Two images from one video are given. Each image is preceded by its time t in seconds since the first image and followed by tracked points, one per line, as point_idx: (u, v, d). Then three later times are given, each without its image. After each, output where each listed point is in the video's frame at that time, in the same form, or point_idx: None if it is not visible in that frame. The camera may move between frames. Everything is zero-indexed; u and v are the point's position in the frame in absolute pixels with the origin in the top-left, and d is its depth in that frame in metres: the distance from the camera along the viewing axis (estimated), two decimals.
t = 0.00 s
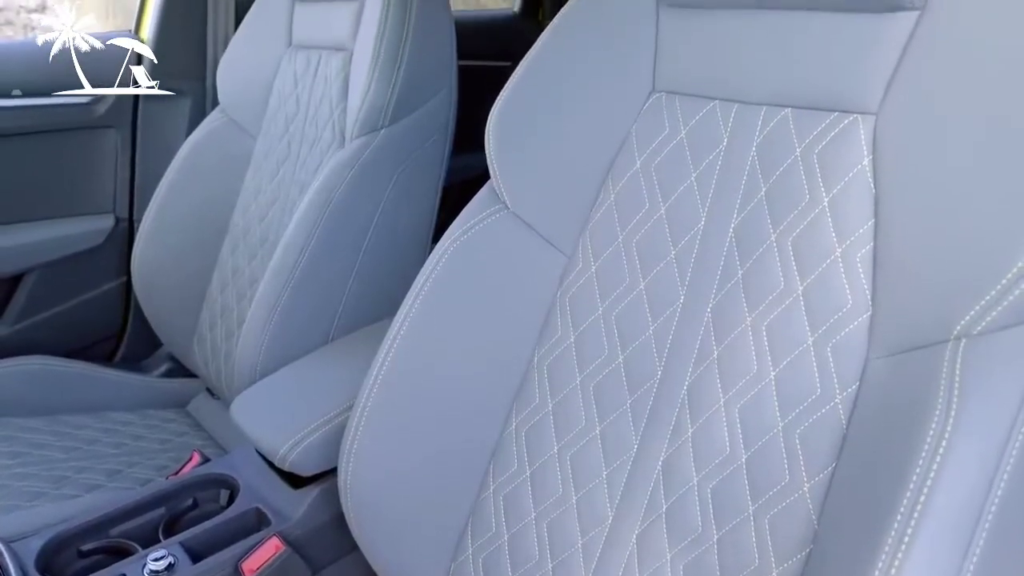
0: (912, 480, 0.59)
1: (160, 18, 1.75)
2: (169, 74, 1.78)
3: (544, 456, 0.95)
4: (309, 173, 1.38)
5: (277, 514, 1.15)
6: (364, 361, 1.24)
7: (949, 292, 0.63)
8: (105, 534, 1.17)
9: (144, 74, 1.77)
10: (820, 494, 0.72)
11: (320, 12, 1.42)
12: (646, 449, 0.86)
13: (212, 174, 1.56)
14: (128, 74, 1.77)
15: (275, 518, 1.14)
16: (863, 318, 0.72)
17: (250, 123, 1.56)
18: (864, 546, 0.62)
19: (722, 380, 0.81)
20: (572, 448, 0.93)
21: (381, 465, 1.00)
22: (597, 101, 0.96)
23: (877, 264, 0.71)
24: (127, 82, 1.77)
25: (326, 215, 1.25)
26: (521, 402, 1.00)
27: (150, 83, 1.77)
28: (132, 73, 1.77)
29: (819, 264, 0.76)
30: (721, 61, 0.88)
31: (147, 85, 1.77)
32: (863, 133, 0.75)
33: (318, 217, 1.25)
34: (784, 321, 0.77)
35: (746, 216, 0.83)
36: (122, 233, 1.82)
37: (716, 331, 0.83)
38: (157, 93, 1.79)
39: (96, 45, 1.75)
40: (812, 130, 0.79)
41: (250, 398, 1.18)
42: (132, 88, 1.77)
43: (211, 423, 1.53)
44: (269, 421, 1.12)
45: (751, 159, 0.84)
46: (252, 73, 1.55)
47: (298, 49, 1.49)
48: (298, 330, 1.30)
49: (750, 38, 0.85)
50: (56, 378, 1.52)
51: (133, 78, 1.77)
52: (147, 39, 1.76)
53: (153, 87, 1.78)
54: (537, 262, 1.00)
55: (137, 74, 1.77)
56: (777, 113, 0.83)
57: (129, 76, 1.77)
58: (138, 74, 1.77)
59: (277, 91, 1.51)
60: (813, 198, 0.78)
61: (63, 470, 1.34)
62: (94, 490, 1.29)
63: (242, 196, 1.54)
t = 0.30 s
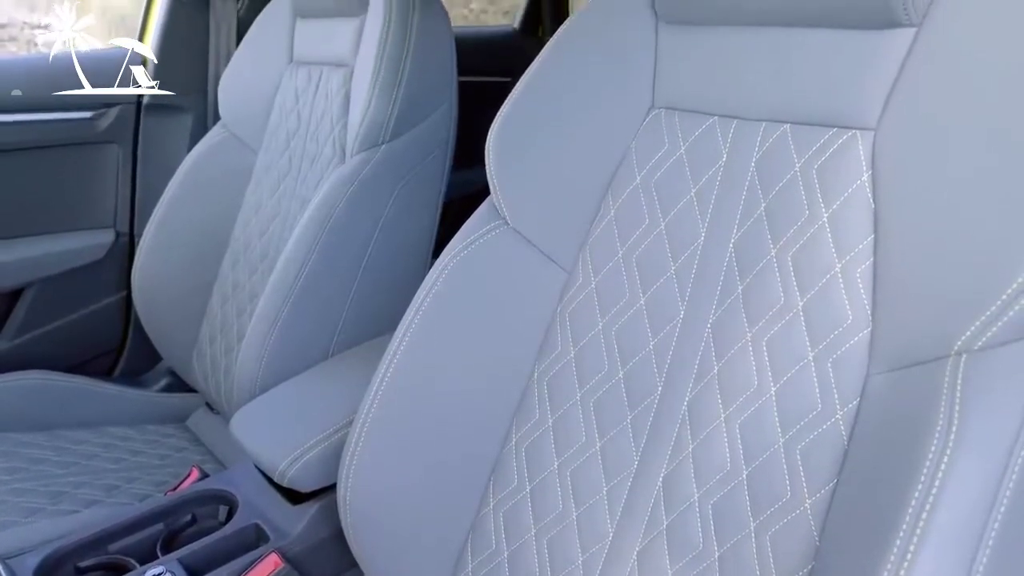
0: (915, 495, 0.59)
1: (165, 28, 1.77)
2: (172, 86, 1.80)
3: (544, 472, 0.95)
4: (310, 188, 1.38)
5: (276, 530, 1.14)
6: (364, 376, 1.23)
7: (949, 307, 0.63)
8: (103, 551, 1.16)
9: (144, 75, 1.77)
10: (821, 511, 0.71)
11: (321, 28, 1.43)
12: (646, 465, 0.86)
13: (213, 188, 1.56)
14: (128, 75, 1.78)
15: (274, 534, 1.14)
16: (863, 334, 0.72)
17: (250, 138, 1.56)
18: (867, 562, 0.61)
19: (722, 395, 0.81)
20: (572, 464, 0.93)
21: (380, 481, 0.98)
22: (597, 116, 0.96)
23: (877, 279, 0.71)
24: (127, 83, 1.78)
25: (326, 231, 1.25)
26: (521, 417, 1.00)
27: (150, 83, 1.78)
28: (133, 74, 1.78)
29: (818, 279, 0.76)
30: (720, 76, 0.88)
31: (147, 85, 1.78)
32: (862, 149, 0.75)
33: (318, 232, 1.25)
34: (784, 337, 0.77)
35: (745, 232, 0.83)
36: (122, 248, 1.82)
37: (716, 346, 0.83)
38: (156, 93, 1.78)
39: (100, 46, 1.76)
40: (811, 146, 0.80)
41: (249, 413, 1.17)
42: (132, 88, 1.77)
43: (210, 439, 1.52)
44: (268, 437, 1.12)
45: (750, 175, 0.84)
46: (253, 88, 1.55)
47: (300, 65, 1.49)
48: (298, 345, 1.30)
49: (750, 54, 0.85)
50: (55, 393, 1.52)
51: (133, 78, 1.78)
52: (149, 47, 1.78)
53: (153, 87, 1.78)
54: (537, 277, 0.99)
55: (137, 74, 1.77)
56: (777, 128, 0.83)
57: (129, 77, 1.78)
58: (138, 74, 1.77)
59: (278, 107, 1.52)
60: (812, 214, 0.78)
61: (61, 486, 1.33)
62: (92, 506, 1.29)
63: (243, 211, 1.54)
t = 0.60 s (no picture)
0: (915, 513, 0.59)
1: (165, 40, 1.77)
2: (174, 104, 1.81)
3: (544, 485, 0.95)
4: (310, 201, 1.38)
5: (275, 544, 1.14)
6: (364, 390, 1.23)
7: (949, 320, 0.63)
8: (100, 565, 1.15)
9: (142, 75, 1.79)
10: (824, 525, 0.71)
11: (321, 43, 1.44)
12: (646, 479, 0.86)
13: (213, 202, 1.56)
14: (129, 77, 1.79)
15: (273, 549, 1.13)
16: (864, 347, 0.72)
17: (251, 151, 1.57)
18: None
19: (722, 409, 0.81)
20: (572, 479, 0.93)
21: (379, 496, 0.98)
22: (597, 130, 0.96)
23: (877, 293, 0.71)
24: (127, 82, 1.79)
25: (326, 244, 1.25)
26: (523, 432, 0.99)
27: (150, 85, 1.78)
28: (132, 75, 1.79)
29: (818, 293, 0.76)
30: (719, 91, 0.89)
31: (147, 85, 1.78)
32: (860, 163, 0.75)
33: (319, 246, 1.25)
34: (785, 350, 0.77)
35: (744, 246, 0.83)
36: (122, 260, 1.82)
37: (716, 360, 0.83)
38: (158, 93, 1.78)
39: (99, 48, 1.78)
40: (810, 159, 0.80)
41: (248, 427, 1.17)
42: (132, 89, 1.78)
43: (209, 452, 1.52)
44: (267, 451, 1.11)
45: (750, 188, 0.85)
46: (253, 102, 1.56)
47: (300, 78, 1.50)
48: (297, 358, 1.30)
49: (749, 69, 0.86)
50: (53, 406, 1.51)
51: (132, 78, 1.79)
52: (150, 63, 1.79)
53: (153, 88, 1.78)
54: (537, 291, 0.99)
55: (137, 74, 1.79)
56: (776, 142, 0.83)
57: (129, 77, 1.79)
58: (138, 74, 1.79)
59: (279, 121, 1.52)
60: (812, 227, 0.78)
61: (59, 500, 1.33)
62: (90, 520, 1.28)
63: (243, 224, 1.54)
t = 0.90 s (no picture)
0: (917, 532, 0.58)
1: (167, 56, 1.78)
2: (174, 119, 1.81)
3: (544, 502, 0.95)
4: (310, 217, 1.38)
5: (273, 561, 1.13)
6: (364, 405, 1.23)
7: (950, 337, 0.63)
8: None
9: (139, 74, 1.79)
10: (825, 542, 0.71)
11: (321, 60, 1.44)
12: (646, 495, 0.86)
13: (213, 217, 1.56)
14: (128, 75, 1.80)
15: (271, 566, 1.13)
16: (865, 364, 0.72)
17: (251, 167, 1.57)
18: None
19: (723, 426, 0.81)
20: (572, 495, 0.92)
21: (378, 513, 0.97)
22: (597, 146, 0.97)
23: (877, 309, 0.71)
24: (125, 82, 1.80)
25: (326, 260, 1.25)
26: (522, 448, 0.99)
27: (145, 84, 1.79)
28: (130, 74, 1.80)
29: (818, 309, 0.76)
30: (718, 107, 0.89)
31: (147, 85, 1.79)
32: (859, 181, 0.75)
33: (319, 262, 1.25)
34: (785, 366, 0.77)
35: (744, 262, 0.84)
36: (122, 275, 1.82)
37: (716, 376, 0.83)
38: (158, 93, 1.78)
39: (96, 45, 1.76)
40: (810, 176, 0.80)
41: (247, 443, 1.17)
42: (133, 89, 1.79)
43: (208, 468, 1.52)
44: (266, 467, 1.11)
45: (750, 204, 0.85)
46: (253, 118, 1.56)
47: (301, 94, 1.50)
48: (297, 374, 1.29)
49: (747, 86, 0.86)
50: (51, 421, 1.51)
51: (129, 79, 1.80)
52: (153, 77, 1.79)
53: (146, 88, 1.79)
54: (537, 307, 0.99)
55: (137, 75, 1.79)
56: (775, 158, 0.84)
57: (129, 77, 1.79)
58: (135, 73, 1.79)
59: (279, 137, 1.52)
60: (812, 243, 0.78)
61: (56, 516, 1.32)
62: (87, 537, 1.27)
63: (244, 239, 1.54)
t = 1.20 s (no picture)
0: (919, 546, 0.58)
1: (169, 70, 1.79)
2: (175, 131, 1.81)
3: (544, 517, 0.94)
4: (311, 231, 1.38)
5: None
6: (363, 420, 1.23)
7: (949, 351, 0.63)
8: None
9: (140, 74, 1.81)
10: (827, 557, 0.71)
11: (322, 74, 1.45)
12: (646, 510, 0.86)
13: (213, 230, 1.56)
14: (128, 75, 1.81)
15: None
16: (865, 378, 0.72)
17: (252, 181, 1.57)
18: None
19: (723, 440, 0.81)
20: (572, 510, 0.92)
21: (377, 528, 0.97)
22: (597, 160, 0.97)
23: (877, 324, 0.71)
24: (126, 82, 1.81)
25: (326, 274, 1.25)
26: (521, 462, 0.99)
27: (144, 84, 1.82)
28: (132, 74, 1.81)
29: (818, 323, 0.76)
30: (717, 122, 0.89)
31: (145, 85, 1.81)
32: (858, 195, 0.76)
33: (319, 275, 1.25)
34: (785, 380, 0.77)
35: (744, 277, 0.84)
36: (122, 288, 1.82)
37: (716, 391, 0.83)
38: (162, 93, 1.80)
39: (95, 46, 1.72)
40: (809, 190, 0.80)
41: (246, 457, 1.16)
42: (133, 89, 1.81)
43: (207, 482, 1.51)
44: (265, 481, 1.11)
45: (750, 218, 0.85)
46: (254, 132, 1.57)
47: (302, 108, 1.51)
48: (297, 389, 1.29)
49: (747, 101, 0.86)
50: (50, 435, 1.50)
51: (133, 83, 1.81)
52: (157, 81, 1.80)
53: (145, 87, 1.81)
54: (536, 321, 0.99)
55: (138, 74, 1.81)
56: (775, 172, 0.84)
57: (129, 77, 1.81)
58: (137, 74, 1.81)
59: (280, 151, 1.53)
60: (812, 258, 0.78)
61: (54, 531, 1.31)
62: (84, 551, 1.27)
63: (244, 253, 1.54)
